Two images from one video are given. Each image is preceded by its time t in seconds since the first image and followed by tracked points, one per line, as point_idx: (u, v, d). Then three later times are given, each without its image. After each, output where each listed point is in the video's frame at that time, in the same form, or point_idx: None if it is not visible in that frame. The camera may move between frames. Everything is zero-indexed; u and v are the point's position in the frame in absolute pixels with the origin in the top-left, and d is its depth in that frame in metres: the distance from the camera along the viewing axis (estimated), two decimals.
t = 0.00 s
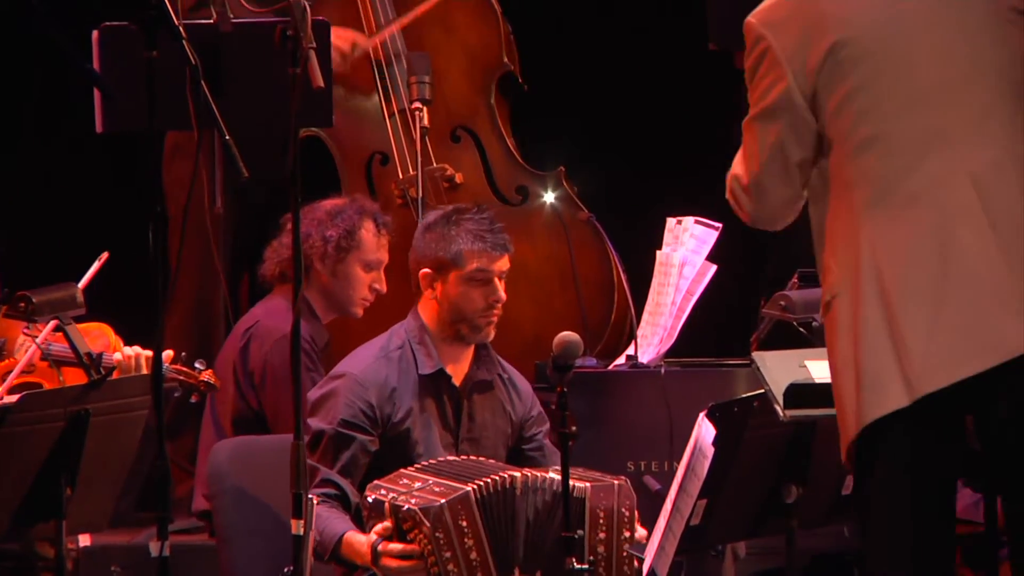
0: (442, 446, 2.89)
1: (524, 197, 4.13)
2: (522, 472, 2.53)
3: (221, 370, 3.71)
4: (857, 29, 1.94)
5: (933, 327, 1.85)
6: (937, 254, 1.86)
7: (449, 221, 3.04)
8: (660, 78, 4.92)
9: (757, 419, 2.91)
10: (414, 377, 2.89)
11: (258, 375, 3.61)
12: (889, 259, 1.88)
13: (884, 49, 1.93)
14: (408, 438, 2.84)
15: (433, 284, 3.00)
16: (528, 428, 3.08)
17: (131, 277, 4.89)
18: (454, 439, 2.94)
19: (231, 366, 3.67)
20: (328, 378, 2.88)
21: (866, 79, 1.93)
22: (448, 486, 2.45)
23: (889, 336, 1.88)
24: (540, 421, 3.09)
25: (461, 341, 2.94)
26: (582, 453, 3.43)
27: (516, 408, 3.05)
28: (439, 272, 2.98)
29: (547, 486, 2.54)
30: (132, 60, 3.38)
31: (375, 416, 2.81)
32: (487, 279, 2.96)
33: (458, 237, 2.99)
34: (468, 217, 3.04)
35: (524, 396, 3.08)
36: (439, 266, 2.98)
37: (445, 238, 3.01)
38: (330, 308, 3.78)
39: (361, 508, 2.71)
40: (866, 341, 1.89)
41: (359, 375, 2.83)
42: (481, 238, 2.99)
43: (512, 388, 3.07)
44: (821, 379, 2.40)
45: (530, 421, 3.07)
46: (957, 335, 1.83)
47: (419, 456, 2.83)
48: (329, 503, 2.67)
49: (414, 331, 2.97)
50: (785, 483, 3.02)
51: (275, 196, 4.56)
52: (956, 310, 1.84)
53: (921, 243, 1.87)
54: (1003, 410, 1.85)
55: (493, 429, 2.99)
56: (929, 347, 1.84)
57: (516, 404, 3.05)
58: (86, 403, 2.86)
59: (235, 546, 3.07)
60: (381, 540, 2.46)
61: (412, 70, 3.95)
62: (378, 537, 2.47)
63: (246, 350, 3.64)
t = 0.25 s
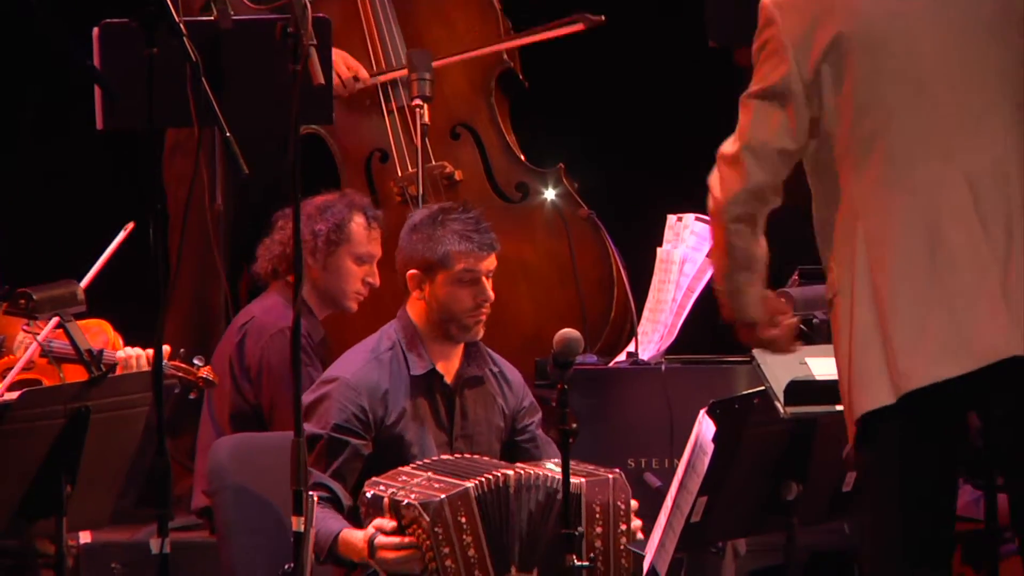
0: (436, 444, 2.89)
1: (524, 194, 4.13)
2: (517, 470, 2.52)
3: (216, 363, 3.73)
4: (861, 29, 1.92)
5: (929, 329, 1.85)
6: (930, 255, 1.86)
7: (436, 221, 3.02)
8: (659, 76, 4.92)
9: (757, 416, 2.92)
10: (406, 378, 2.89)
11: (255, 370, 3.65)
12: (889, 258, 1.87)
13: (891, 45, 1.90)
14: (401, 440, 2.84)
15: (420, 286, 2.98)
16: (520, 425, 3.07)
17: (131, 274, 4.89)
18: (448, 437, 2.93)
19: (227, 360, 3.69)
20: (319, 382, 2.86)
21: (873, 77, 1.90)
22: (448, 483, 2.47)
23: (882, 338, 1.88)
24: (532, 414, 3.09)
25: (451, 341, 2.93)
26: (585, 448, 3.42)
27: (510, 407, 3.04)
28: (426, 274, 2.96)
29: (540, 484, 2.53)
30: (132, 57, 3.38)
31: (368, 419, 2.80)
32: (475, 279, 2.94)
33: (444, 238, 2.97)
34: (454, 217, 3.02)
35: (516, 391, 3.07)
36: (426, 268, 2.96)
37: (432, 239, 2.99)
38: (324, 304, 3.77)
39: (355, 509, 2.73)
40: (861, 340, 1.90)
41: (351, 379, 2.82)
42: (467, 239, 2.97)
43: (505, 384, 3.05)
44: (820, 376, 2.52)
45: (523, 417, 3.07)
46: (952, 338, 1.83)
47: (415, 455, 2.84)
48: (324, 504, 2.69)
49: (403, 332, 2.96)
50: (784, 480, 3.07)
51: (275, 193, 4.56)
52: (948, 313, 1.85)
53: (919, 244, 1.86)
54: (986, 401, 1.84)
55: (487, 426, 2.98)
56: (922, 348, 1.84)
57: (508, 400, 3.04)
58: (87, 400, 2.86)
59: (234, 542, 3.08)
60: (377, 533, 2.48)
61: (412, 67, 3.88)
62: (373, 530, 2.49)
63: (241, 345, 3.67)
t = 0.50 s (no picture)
0: (434, 438, 2.89)
1: (527, 187, 4.13)
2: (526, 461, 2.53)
3: (218, 353, 3.74)
4: (933, 34, 2.10)
5: (946, 317, 2.07)
6: (961, 263, 2.08)
7: (426, 219, 3.01)
8: (663, 69, 4.91)
9: (760, 409, 2.92)
10: (402, 373, 2.89)
11: (255, 360, 3.65)
12: (919, 249, 2.10)
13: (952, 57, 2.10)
14: (399, 436, 2.85)
15: (413, 282, 2.97)
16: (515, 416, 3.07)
17: (134, 268, 4.89)
18: (445, 431, 2.94)
19: (227, 351, 3.70)
20: (316, 379, 2.86)
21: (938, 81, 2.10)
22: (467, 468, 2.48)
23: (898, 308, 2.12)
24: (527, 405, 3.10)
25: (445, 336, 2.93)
26: (587, 441, 3.41)
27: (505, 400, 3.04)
28: (419, 271, 2.95)
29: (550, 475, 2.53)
30: (136, 50, 3.38)
31: (365, 416, 2.80)
32: (468, 275, 2.94)
33: (437, 235, 2.96)
34: (445, 213, 3.01)
35: (508, 382, 3.07)
36: (419, 265, 2.95)
37: (423, 237, 2.98)
38: (323, 296, 3.75)
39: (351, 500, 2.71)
40: (881, 309, 2.12)
41: (348, 376, 2.81)
42: (459, 235, 2.96)
43: (500, 376, 3.05)
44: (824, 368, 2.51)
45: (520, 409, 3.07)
46: (963, 329, 2.06)
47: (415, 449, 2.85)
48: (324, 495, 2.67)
49: (397, 328, 2.95)
50: (787, 473, 3.05)
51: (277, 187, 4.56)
52: (971, 318, 2.06)
53: (954, 246, 2.08)
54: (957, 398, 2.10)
55: (484, 421, 2.98)
56: (933, 330, 2.08)
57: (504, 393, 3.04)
58: (90, 393, 2.86)
59: (237, 534, 3.09)
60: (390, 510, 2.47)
61: (415, 60, 3.88)
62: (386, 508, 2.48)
63: (240, 336, 3.69)
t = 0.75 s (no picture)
0: (432, 428, 2.89)
1: (529, 175, 4.11)
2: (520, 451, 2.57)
3: (219, 338, 3.74)
4: (1003, 28, 2.05)
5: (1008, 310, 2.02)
6: None
7: (413, 211, 3.00)
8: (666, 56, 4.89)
9: (763, 395, 2.91)
10: (394, 369, 2.89)
11: (256, 346, 3.66)
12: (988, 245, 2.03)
13: None
14: (396, 431, 2.85)
15: (403, 274, 2.96)
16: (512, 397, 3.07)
17: (137, 256, 4.90)
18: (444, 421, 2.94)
19: (228, 338, 3.71)
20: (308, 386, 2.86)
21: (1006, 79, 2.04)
22: (461, 460, 2.52)
23: (970, 298, 2.05)
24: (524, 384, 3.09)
25: (436, 326, 2.93)
26: (589, 430, 3.43)
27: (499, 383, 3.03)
28: (408, 263, 2.95)
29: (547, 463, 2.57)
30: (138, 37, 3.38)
31: (360, 418, 2.81)
32: (458, 266, 2.93)
33: (425, 226, 2.96)
34: (433, 204, 3.00)
35: (500, 364, 3.06)
36: (408, 257, 2.95)
37: (412, 228, 2.97)
38: (322, 283, 3.77)
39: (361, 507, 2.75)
40: (948, 301, 2.05)
41: (339, 380, 2.81)
42: (448, 226, 2.96)
43: (490, 361, 3.04)
44: (825, 355, 2.49)
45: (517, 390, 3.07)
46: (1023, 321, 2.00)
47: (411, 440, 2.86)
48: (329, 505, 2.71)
49: (387, 321, 2.94)
50: (789, 461, 3.05)
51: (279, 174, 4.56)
52: None
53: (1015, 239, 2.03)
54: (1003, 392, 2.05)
55: (482, 404, 2.98)
56: (1001, 326, 2.01)
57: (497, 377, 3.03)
58: (92, 381, 2.86)
59: (240, 525, 3.09)
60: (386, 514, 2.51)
61: (417, 49, 3.87)
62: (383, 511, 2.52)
63: (241, 324, 3.70)
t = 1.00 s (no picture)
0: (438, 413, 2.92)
1: (527, 154, 4.10)
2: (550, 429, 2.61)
3: (218, 314, 3.74)
4: None
5: None
6: None
7: (393, 213, 2.97)
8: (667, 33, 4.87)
9: (762, 374, 2.90)
10: (397, 368, 2.90)
11: (254, 322, 3.66)
12: None
13: None
14: (408, 426, 2.87)
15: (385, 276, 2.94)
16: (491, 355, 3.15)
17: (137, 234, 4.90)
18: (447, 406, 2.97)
19: (227, 314, 3.71)
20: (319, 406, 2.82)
21: None
22: (489, 441, 2.52)
23: None
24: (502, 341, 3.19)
25: (426, 322, 2.93)
26: (587, 407, 3.43)
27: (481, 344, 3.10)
28: (392, 265, 2.92)
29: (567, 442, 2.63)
30: (135, 14, 3.36)
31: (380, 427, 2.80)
32: (440, 263, 2.92)
33: (405, 228, 2.92)
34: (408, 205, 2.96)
35: (477, 325, 3.17)
36: (391, 259, 2.92)
37: (392, 230, 2.93)
38: (321, 259, 3.82)
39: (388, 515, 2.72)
40: (1014, 257, 1.77)
41: (350, 395, 2.78)
42: (430, 224, 2.93)
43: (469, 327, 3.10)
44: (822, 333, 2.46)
45: (496, 345, 3.17)
46: None
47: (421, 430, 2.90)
48: (353, 514, 2.68)
49: (375, 324, 2.91)
50: (787, 439, 3.06)
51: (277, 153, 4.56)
52: None
53: None
54: None
55: (475, 375, 3.01)
56: None
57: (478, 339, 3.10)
58: (91, 358, 2.87)
59: (238, 502, 3.08)
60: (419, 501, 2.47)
61: (414, 27, 3.84)
62: (414, 499, 2.47)
63: (241, 302, 3.70)
